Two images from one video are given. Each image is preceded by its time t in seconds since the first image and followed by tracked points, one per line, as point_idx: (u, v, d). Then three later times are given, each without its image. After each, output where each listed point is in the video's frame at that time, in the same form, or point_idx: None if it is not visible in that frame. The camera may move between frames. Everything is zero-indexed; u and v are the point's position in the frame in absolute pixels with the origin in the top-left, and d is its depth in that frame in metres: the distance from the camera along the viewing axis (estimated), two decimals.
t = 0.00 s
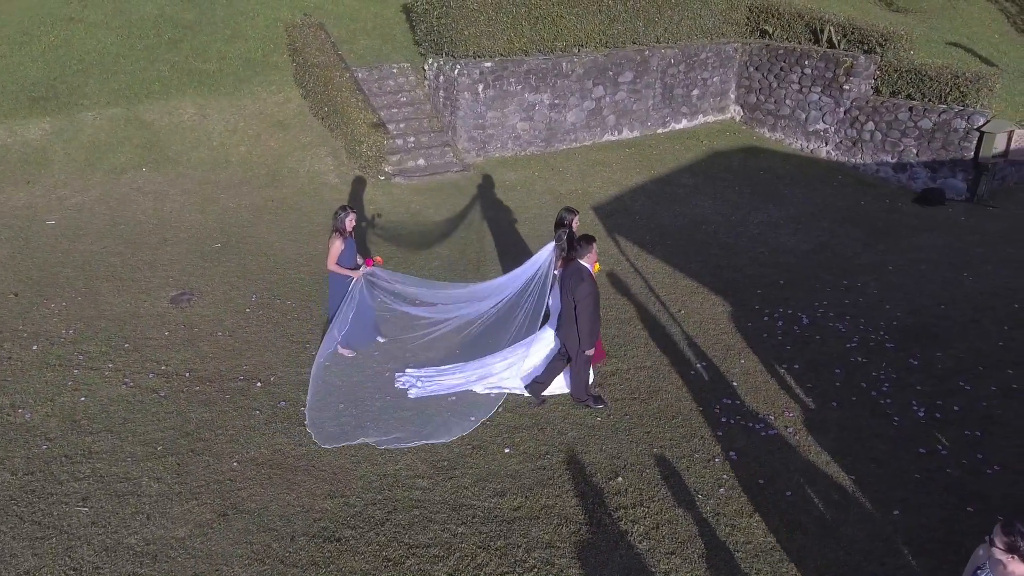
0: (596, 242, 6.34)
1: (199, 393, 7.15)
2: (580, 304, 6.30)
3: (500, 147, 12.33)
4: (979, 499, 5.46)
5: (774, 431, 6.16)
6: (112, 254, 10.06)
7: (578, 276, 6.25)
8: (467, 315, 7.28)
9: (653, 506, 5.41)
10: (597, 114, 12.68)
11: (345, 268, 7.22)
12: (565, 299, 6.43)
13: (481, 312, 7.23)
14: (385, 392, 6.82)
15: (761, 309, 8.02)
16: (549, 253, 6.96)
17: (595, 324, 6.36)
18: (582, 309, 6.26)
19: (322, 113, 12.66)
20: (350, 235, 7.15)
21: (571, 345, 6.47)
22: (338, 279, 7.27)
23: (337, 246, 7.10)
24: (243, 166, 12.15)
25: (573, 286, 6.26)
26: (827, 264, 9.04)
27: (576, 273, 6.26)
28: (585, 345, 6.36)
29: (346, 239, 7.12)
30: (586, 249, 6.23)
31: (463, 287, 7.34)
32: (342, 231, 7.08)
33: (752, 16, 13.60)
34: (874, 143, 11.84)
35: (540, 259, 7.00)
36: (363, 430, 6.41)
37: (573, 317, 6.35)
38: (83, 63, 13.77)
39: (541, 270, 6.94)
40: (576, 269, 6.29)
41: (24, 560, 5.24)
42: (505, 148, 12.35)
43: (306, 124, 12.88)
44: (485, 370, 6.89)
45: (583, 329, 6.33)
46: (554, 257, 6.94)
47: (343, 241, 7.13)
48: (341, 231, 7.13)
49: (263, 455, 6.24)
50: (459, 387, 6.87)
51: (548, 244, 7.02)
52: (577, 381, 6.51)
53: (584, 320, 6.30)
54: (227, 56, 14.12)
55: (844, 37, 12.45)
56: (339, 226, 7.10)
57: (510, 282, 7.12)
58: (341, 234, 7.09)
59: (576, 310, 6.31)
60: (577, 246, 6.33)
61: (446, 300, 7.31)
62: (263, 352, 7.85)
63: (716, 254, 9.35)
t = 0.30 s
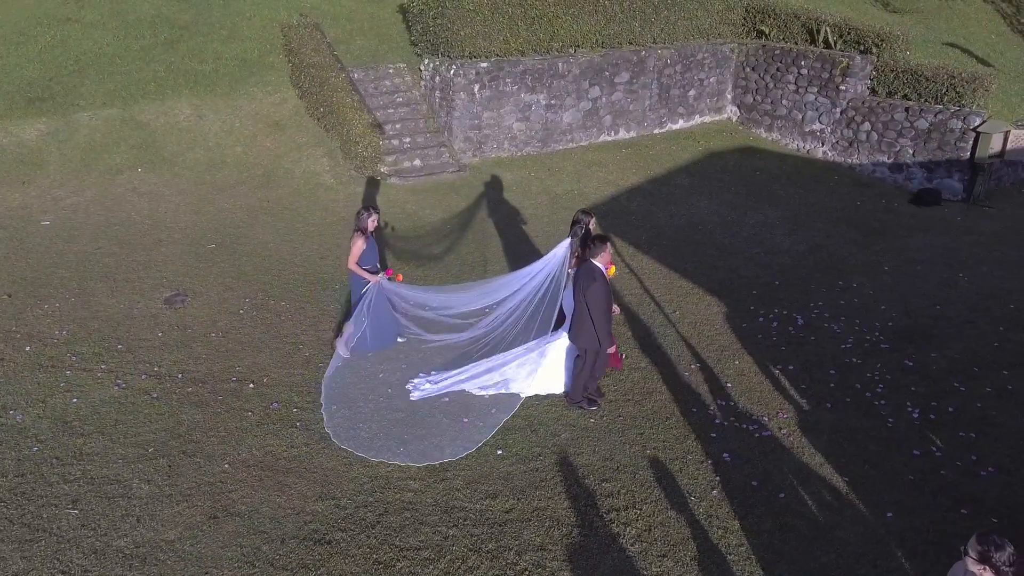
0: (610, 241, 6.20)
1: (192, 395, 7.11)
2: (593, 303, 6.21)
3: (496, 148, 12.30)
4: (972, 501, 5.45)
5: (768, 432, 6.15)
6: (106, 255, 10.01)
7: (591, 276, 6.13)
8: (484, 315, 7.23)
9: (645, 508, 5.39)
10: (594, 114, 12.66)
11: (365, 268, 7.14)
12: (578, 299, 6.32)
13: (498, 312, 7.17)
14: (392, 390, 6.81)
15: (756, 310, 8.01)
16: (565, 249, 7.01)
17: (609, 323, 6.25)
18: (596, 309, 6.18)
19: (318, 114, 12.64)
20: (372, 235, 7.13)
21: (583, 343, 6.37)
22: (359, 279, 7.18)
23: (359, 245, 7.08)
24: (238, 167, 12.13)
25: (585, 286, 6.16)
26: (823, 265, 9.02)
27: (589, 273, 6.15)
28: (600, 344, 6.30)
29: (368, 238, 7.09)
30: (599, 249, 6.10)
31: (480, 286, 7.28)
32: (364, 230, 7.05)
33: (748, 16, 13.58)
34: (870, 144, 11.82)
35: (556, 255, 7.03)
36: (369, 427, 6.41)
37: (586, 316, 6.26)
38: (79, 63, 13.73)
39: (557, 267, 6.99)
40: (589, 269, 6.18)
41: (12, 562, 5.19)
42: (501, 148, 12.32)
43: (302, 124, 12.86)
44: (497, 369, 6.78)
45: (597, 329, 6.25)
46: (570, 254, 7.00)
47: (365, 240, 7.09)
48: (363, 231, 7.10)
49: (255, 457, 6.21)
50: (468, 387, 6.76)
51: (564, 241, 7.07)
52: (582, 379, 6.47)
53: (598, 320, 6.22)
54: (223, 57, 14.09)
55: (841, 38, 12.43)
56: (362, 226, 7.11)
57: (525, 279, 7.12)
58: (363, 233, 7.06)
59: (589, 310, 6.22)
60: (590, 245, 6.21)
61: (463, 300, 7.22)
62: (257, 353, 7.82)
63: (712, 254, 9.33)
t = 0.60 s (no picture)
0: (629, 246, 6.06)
1: (186, 398, 7.06)
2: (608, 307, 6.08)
3: (494, 149, 12.26)
4: (971, 506, 5.41)
5: (766, 435, 6.10)
6: (102, 256, 9.96)
7: (609, 281, 5.99)
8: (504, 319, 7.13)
9: (641, 513, 5.35)
10: (592, 115, 12.61)
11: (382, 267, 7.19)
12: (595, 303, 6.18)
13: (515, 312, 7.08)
14: (395, 391, 6.63)
15: (753, 311, 7.96)
16: (585, 252, 6.96)
17: (624, 328, 6.09)
18: (613, 314, 6.04)
19: (316, 115, 12.60)
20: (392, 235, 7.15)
21: (596, 347, 6.25)
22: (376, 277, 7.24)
23: (378, 244, 7.08)
24: (235, 168, 12.08)
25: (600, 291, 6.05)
26: (821, 266, 8.98)
27: (607, 278, 6.01)
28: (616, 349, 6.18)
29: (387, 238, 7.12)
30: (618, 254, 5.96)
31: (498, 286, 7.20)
32: (384, 231, 7.08)
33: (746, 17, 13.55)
34: (868, 144, 11.77)
35: (576, 257, 6.99)
36: (364, 430, 6.26)
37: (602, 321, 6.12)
38: (76, 64, 13.66)
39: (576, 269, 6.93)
40: (607, 273, 6.03)
41: (3, 569, 5.14)
42: (499, 149, 12.28)
43: (299, 125, 12.82)
44: (509, 372, 6.65)
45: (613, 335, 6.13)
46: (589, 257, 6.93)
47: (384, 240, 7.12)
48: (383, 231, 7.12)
49: (249, 461, 6.16)
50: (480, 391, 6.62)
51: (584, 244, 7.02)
52: (588, 382, 6.40)
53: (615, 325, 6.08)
54: (220, 58, 14.04)
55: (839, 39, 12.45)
56: (383, 225, 7.09)
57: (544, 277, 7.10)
58: (383, 233, 7.08)
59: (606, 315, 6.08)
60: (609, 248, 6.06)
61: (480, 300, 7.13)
62: (252, 356, 7.77)
63: (710, 255, 9.29)
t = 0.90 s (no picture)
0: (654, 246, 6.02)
1: (180, 404, 6.97)
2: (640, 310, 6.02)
3: (493, 150, 12.17)
4: (975, 516, 5.32)
5: (767, 442, 6.01)
6: (97, 260, 9.87)
7: (638, 282, 5.93)
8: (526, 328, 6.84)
9: (641, 522, 5.26)
10: (591, 116, 12.52)
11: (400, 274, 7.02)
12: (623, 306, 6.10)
13: (537, 321, 6.81)
14: (406, 396, 6.58)
15: (754, 315, 7.87)
16: (605, 254, 6.52)
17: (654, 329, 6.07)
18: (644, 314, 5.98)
19: (313, 116, 12.51)
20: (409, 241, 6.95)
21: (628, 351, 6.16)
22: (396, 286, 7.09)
23: (395, 253, 6.89)
24: (233, 170, 11.99)
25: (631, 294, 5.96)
26: (822, 269, 8.90)
27: (636, 279, 5.95)
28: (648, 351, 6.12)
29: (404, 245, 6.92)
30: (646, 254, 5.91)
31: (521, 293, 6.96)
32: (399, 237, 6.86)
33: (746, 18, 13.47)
34: (869, 146, 11.70)
35: (595, 261, 6.57)
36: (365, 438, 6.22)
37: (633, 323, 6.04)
38: (73, 65, 13.57)
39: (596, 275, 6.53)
40: (635, 274, 5.97)
41: None
42: (498, 151, 12.20)
43: (297, 127, 12.73)
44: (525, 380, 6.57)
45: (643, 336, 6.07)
46: (609, 260, 6.51)
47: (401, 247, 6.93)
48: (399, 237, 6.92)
49: (243, 469, 6.07)
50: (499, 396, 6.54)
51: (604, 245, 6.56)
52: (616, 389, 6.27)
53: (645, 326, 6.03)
54: (218, 59, 13.95)
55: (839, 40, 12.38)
56: (400, 233, 6.91)
57: (564, 283, 6.74)
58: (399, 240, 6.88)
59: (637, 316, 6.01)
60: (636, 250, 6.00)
61: (500, 310, 6.90)
62: (247, 361, 7.68)
63: (710, 258, 9.19)
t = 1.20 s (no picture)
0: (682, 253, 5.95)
1: (174, 415, 6.82)
2: (665, 317, 5.94)
3: (493, 153, 12.04)
4: (987, 531, 5.19)
5: (773, 455, 5.86)
6: (92, 265, 9.72)
7: (664, 287, 5.85)
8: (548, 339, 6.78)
9: (646, 539, 5.12)
10: (592, 119, 12.37)
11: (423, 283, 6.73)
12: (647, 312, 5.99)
13: (560, 331, 6.76)
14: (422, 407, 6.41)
15: (758, 322, 7.73)
16: (628, 267, 6.44)
17: (679, 336, 6.03)
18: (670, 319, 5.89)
19: (311, 118, 12.37)
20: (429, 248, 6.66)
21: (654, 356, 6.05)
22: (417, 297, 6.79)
23: (418, 261, 6.60)
24: (230, 173, 11.85)
25: (659, 301, 5.85)
26: (827, 274, 8.76)
27: (660, 283, 5.88)
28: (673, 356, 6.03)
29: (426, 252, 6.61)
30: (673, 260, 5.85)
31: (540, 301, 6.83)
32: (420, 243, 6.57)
33: (749, 19, 13.34)
34: (872, 149, 11.57)
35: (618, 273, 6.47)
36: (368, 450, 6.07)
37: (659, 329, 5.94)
38: (69, 66, 13.42)
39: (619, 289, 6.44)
40: (660, 279, 5.90)
41: None
42: (498, 154, 12.06)
43: (294, 129, 12.59)
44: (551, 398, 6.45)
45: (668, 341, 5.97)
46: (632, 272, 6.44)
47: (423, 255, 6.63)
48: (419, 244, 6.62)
49: (237, 482, 5.93)
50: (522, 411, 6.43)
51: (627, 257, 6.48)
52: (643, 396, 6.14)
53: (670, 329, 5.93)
54: (215, 60, 13.81)
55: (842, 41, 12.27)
56: (419, 240, 6.61)
57: (587, 294, 6.66)
58: (420, 247, 6.57)
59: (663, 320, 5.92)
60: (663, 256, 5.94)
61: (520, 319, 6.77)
62: (243, 369, 7.54)
63: (713, 262, 9.05)
